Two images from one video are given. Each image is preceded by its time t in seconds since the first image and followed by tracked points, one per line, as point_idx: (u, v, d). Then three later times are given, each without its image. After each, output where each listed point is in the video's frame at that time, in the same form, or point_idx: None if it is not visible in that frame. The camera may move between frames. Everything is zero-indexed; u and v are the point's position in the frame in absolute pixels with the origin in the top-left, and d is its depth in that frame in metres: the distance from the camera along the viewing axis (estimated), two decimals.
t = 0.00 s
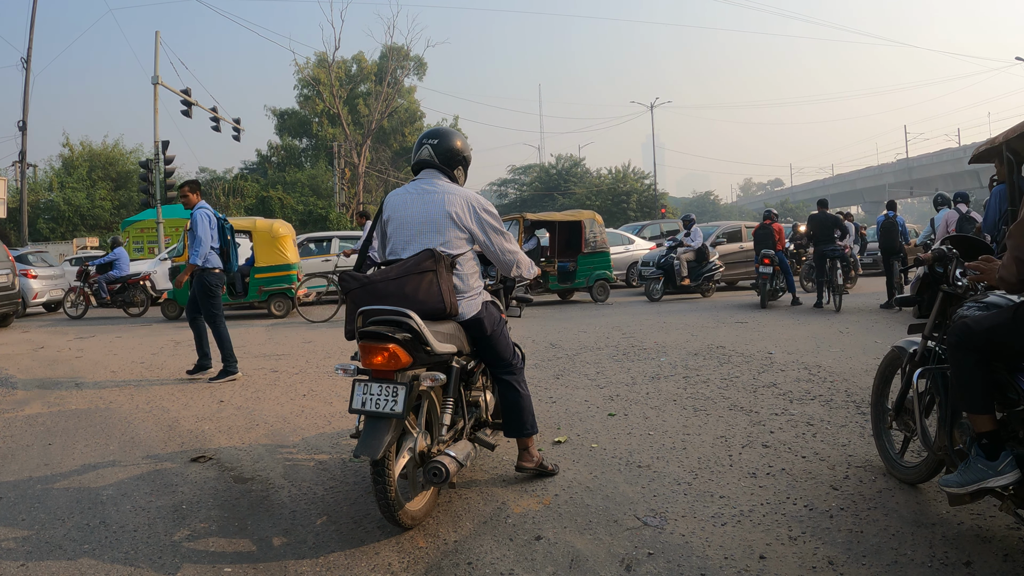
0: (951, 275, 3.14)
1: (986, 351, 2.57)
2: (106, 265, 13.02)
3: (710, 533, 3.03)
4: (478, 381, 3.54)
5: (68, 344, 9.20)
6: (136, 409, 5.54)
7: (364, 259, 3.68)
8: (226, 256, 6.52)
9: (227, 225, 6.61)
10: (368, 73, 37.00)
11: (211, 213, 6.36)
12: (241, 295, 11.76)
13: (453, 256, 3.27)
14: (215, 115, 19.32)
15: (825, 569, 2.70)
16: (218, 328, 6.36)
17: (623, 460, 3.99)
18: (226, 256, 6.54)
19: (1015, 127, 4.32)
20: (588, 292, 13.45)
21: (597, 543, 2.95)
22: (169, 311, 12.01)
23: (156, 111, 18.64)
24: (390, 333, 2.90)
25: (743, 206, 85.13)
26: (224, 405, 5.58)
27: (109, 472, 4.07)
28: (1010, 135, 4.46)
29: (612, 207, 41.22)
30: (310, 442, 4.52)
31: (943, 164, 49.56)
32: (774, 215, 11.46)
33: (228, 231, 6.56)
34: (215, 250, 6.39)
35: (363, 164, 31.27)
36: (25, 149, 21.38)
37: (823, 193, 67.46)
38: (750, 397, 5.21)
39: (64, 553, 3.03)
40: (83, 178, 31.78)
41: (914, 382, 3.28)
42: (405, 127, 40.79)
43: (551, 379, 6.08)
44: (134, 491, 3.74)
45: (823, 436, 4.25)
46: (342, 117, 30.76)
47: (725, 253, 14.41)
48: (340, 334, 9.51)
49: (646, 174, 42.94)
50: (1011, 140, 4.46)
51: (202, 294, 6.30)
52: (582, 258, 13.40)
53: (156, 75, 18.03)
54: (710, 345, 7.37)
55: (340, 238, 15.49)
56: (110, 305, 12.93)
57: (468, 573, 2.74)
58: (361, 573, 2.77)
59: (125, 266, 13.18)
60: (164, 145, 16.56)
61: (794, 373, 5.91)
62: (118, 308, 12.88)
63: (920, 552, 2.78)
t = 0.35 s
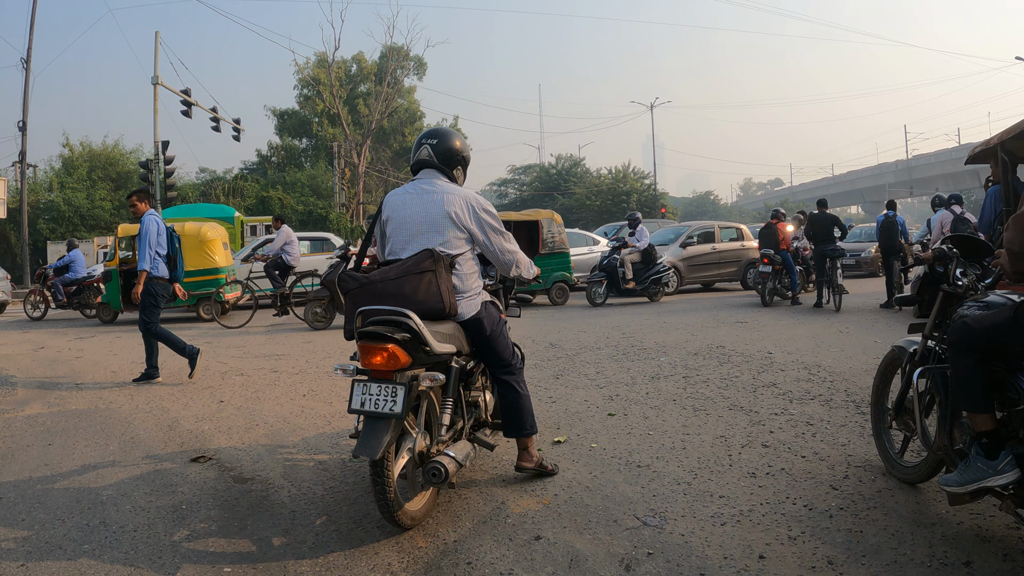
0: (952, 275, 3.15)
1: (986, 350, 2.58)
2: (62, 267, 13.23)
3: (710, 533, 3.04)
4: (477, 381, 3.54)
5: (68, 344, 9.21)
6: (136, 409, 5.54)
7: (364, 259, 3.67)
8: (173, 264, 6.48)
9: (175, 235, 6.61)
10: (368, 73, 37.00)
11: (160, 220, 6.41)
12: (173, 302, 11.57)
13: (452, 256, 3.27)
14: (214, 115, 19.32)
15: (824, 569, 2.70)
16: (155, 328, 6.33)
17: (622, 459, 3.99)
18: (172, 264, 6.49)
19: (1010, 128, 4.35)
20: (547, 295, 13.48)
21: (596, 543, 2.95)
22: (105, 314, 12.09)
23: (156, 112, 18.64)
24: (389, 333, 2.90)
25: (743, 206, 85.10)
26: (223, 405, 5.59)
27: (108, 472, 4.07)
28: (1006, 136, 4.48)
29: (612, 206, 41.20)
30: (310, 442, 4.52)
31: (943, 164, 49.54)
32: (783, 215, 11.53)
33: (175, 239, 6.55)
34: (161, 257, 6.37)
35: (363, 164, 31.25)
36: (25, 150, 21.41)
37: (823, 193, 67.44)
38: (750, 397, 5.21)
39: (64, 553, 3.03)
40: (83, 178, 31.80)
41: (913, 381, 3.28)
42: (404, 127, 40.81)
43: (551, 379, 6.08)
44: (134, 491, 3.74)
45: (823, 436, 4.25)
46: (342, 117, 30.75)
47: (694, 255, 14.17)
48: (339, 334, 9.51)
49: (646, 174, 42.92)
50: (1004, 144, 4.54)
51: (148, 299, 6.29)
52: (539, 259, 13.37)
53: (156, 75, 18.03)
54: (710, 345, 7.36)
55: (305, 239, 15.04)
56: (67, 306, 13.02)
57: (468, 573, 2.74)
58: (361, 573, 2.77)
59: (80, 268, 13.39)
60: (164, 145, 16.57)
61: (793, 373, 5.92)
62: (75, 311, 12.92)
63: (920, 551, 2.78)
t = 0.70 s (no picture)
0: (953, 275, 3.14)
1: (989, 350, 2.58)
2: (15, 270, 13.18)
3: (710, 533, 3.04)
4: (478, 381, 3.54)
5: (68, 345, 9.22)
6: (136, 410, 5.54)
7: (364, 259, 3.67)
8: (136, 265, 6.33)
9: (140, 234, 6.45)
10: (368, 73, 37.01)
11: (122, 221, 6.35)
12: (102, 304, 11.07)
13: (453, 256, 3.27)
14: (215, 115, 19.32)
15: (825, 568, 2.70)
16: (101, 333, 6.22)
17: (623, 459, 3.99)
18: (136, 264, 6.34)
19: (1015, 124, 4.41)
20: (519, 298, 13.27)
21: (597, 543, 2.95)
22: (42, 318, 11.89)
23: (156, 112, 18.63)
24: (389, 333, 2.89)
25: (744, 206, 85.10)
26: (224, 406, 5.59)
27: (109, 472, 4.07)
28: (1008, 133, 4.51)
29: (612, 206, 41.20)
30: (310, 442, 4.52)
31: (943, 164, 49.53)
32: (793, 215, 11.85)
33: (137, 239, 6.38)
34: (125, 259, 6.26)
35: (364, 164, 31.22)
36: (25, 150, 21.40)
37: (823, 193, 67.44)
38: (751, 397, 5.22)
39: (65, 553, 3.03)
40: (83, 179, 31.82)
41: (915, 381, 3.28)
42: (404, 127, 40.82)
43: (551, 379, 6.09)
44: (135, 491, 3.74)
45: (823, 436, 4.25)
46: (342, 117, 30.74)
47: (660, 255, 14.13)
48: (340, 334, 9.51)
49: (646, 174, 42.91)
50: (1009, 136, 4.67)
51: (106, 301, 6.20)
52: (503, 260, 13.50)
53: (157, 76, 18.03)
54: (711, 345, 7.36)
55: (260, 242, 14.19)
56: (23, 309, 13.10)
57: (469, 573, 2.74)
58: (362, 573, 2.77)
59: (34, 271, 13.29)
60: (164, 145, 16.56)
61: (794, 372, 5.93)
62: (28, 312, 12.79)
63: (920, 551, 2.78)
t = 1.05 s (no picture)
0: (955, 275, 3.14)
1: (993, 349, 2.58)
2: None
3: (712, 532, 3.04)
4: (478, 381, 3.54)
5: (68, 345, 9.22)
6: (137, 410, 5.54)
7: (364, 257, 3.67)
8: (91, 269, 6.34)
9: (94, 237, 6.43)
10: (368, 73, 37.05)
11: (76, 224, 6.24)
12: (26, 309, 10.89)
13: (452, 257, 3.27)
14: (215, 115, 19.33)
15: (826, 567, 2.70)
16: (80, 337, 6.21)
17: (624, 459, 3.99)
18: (90, 268, 6.36)
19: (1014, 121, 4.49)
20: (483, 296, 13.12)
21: (598, 543, 2.95)
22: None
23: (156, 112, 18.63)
24: (389, 334, 2.89)
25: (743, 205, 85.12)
26: (225, 406, 5.59)
27: (109, 472, 4.07)
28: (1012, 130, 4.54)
29: (612, 206, 41.24)
30: (311, 442, 4.52)
31: (942, 163, 49.56)
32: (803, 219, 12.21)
33: (92, 243, 6.37)
34: (78, 262, 6.19)
35: (364, 164, 31.21)
36: (26, 151, 21.39)
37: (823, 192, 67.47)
38: (751, 397, 5.22)
39: (65, 554, 3.03)
40: (83, 180, 31.83)
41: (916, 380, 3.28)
42: (404, 127, 40.85)
43: (552, 379, 6.09)
44: (136, 492, 3.74)
45: (824, 435, 4.25)
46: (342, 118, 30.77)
47: (626, 255, 14.07)
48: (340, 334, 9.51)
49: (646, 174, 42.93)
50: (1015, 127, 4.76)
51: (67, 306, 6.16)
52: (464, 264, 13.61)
53: (157, 76, 18.04)
54: (711, 345, 7.36)
55: (223, 243, 14.06)
56: None
57: (470, 573, 2.74)
58: (363, 573, 2.77)
59: None
60: (164, 146, 16.56)
61: (794, 372, 5.93)
62: None
63: (922, 550, 2.79)
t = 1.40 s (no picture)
0: (956, 274, 3.14)
1: (994, 348, 2.57)
2: None
3: (712, 532, 3.04)
4: (477, 381, 3.54)
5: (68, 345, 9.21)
6: (138, 410, 5.54)
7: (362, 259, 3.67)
8: (55, 271, 6.29)
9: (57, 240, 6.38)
10: (368, 73, 37.07)
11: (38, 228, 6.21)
12: None
13: (450, 256, 3.27)
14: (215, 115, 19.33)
15: (826, 567, 2.70)
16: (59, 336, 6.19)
17: (624, 459, 3.99)
18: (54, 270, 6.29)
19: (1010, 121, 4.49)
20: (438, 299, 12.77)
21: (598, 543, 2.95)
22: None
23: (156, 112, 18.62)
24: (388, 334, 2.89)
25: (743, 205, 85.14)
26: (225, 406, 5.59)
27: (110, 473, 4.07)
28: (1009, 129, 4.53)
29: (612, 205, 41.26)
30: (311, 443, 4.52)
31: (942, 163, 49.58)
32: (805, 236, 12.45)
33: (55, 246, 6.34)
34: (42, 265, 6.18)
35: (364, 164, 31.21)
36: (25, 151, 21.36)
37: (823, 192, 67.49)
38: (751, 396, 5.22)
39: (66, 554, 3.03)
40: (83, 180, 31.79)
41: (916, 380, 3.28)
42: (404, 127, 40.85)
43: (552, 379, 6.09)
44: (136, 492, 3.74)
45: (824, 435, 4.25)
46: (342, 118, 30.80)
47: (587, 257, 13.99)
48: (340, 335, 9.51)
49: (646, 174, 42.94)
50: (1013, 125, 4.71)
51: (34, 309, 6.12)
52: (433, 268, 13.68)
53: (157, 77, 18.05)
54: (711, 345, 7.36)
55: (183, 245, 14.05)
56: None
57: (471, 573, 2.74)
58: (364, 573, 2.77)
59: None
60: (164, 146, 16.56)
61: (795, 372, 5.93)
62: None
63: (922, 550, 2.78)
